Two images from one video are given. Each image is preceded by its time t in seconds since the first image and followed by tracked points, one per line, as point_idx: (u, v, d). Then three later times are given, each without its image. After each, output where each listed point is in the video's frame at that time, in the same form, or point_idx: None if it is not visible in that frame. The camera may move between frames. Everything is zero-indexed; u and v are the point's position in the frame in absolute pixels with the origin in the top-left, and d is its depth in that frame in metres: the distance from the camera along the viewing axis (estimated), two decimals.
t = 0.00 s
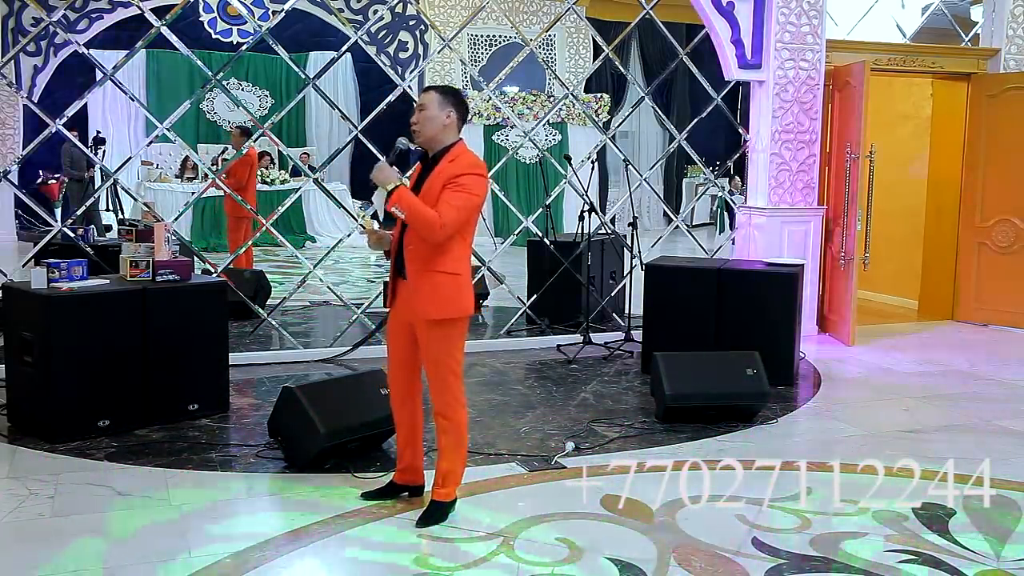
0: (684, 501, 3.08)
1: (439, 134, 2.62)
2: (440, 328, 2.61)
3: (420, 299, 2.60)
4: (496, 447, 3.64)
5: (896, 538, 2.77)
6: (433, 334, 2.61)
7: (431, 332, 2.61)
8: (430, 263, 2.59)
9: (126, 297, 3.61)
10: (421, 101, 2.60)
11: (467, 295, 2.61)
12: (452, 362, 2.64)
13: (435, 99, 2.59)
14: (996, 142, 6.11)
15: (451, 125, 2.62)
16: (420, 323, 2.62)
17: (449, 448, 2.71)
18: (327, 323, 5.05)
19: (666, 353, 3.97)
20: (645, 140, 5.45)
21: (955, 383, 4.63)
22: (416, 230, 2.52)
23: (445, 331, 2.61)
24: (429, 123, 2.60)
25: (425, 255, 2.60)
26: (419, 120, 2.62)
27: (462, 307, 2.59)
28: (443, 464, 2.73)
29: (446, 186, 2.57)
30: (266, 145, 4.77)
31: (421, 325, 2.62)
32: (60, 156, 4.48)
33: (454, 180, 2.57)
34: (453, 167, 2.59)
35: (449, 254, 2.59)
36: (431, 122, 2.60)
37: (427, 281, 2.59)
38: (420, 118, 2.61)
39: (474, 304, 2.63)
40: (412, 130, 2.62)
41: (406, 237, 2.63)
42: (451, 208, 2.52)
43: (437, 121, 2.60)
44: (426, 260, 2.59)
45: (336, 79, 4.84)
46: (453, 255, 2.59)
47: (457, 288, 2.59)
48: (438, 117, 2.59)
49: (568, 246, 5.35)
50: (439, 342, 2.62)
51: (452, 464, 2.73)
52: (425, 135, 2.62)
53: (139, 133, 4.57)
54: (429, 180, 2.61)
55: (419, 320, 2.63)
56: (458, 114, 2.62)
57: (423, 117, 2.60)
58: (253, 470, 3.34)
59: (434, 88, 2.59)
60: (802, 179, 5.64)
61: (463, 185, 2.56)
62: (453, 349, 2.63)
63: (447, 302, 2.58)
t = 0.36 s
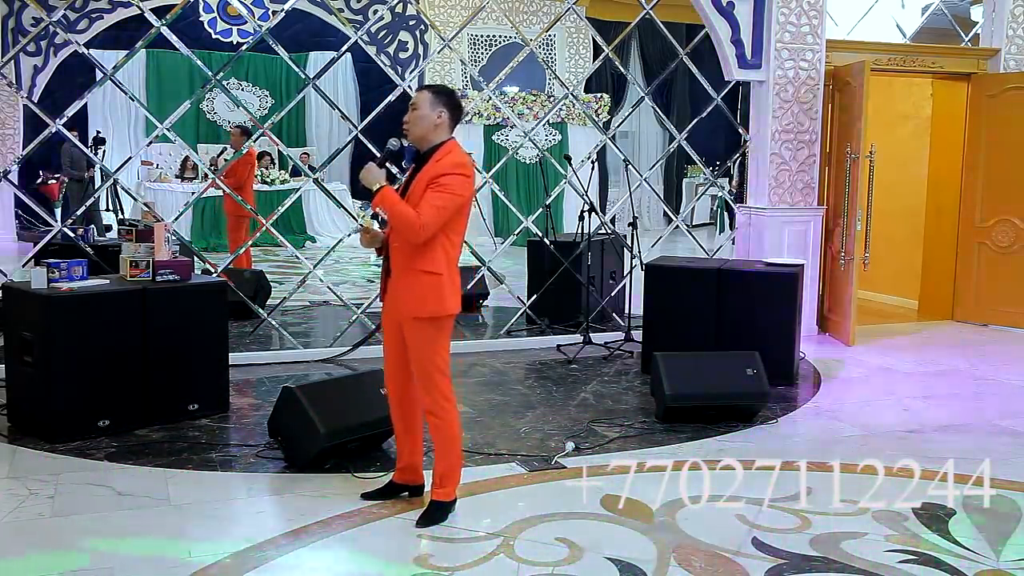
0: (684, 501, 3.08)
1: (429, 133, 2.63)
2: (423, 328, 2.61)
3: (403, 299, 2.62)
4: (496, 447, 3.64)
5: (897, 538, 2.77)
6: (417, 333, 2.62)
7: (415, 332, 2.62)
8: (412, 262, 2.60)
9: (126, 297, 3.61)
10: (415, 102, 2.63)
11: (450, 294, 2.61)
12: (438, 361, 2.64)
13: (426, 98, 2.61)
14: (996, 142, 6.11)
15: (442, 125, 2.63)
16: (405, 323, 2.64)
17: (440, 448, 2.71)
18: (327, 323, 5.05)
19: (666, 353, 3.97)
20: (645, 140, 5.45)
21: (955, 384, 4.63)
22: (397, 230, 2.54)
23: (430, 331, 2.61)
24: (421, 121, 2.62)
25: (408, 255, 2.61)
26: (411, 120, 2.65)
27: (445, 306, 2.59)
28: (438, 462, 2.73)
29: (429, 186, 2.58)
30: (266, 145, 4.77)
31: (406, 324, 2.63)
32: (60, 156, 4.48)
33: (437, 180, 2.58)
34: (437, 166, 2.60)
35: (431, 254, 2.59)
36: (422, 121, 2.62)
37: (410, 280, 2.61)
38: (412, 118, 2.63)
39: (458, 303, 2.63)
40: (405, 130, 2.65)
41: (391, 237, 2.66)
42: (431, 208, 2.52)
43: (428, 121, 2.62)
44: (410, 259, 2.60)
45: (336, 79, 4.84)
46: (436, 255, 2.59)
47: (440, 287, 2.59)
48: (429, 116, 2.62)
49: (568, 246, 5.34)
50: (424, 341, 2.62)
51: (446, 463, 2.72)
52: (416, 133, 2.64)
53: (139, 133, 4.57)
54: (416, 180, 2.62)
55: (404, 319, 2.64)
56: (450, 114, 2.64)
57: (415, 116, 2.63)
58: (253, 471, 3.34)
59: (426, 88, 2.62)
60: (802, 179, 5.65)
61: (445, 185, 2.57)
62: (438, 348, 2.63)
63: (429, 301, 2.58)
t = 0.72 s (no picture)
0: (684, 501, 3.08)
1: (416, 135, 2.63)
2: (408, 328, 2.61)
3: (388, 299, 2.62)
4: (496, 447, 3.64)
5: (897, 538, 2.77)
6: (402, 334, 2.62)
7: (400, 332, 2.62)
8: (397, 263, 2.60)
9: (126, 297, 3.61)
10: (401, 103, 2.62)
11: (434, 295, 2.61)
12: (423, 362, 2.63)
13: (411, 101, 2.60)
14: (996, 142, 6.11)
15: (428, 127, 2.63)
16: (390, 323, 2.64)
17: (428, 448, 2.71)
18: (327, 323, 5.05)
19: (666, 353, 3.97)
20: (645, 140, 5.45)
21: (955, 384, 4.63)
22: (382, 231, 2.54)
23: (415, 332, 2.61)
24: (407, 124, 2.62)
25: (393, 256, 2.61)
26: (397, 121, 2.64)
27: (429, 307, 2.60)
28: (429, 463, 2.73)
29: (415, 188, 2.58)
30: (266, 145, 4.77)
31: (391, 325, 2.63)
32: (60, 156, 4.48)
33: (424, 184, 2.58)
34: (424, 169, 2.60)
35: (416, 255, 2.59)
36: (408, 123, 2.61)
37: (395, 281, 2.61)
38: (398, 119, 2.62)
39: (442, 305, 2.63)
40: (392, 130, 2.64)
41: (376, 238, 2.66)
42: (417, 210, 2.53)
43: (414, 123, 2.62)
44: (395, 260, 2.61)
45: (336, 79, 4.84)
46: (420, 256, 2.60)
47: (424, 288, 2.59)
48: (415, 118, 2.61)
49: (568, 246, 5.34)
50: (409, 342, 2.62)
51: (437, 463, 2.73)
52: (403, 135, 2.64)
53: (139, 133, 4.57)
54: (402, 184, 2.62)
55: (389, 320, 2.64)
56: (436, 116, 2.63)
57: (401, 118, 2.62)
58: (253, 471, 3.34)
59: (411, 90, 2.61)
60: (802, 179, 5.66)
61: (432, 188, 2.57)
62: (423, 349, 2.63)
63: (413, 302, 2.58)
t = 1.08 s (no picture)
0: (684, 501, 3.08)
1: (392, 136, 2.64)
2: (401, 323, 2.61)
3: (381, 295, 2.63)
4: (496, 447, 3.64)
5: (897, 538, 2.77)
6: (395, 329, 2.62)
7: (393, 329, 2.63)
8: (388, 259, 2.61)
9: (126, 297, 3.61)
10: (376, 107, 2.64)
11: (428, 289, 2.61)
12: (417, 358, 2.63)
13: (383, 103, 2.62)
14: (996, 142, 6.11)
15: (403, 125, 2.63)
16: (384, 320, 2.64)
17: (425, 444, 2.70)
18: (327, 324, 5.05)
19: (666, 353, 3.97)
20: (645, 140, 5.45)
21: (955, 384, 4.63)
22: (369, 228, 2.55)
23: (408, 327, 2.61)
24: (382, 126, 2.63)
25: (384, 252, 2.62)
26: (374, 126, 2.66)
27: (423, 301, 2.60)
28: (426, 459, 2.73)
29: (400, 184, 2.60)
30: (266, 145, 4.77)
31: (384, 321, 2.63)
32: (60, 156, 4.48)
33: (407, 178, 2.59)
34: (407, 164, 2.61)
35: (406, 249, 2.60)
36: (383, 125, 2.63)
37: (387, 277, 2.62)
38: (374, 124, 2.65)
39: (436, 299, 2.63)
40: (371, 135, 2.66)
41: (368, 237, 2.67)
42: (402, 204, 2.53)
43: (388, 124, 2.63)
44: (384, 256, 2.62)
45: (336, 79, 4.84)
46: (411, 251, 2.60)
47: (417, 282, 2.59)
48: (388, 119, 2.62)
49: (568, 246, 5.34)
50: (403, 337, 2.62)
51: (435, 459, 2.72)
52: (382, 138, 2.65)
53: (139, 133, 4.57)
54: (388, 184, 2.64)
55: (382, 317, 2.65)
56: (409, 114, 2.63)
57: (377, 122, 2.64)
58: (252, 471, 3.34)
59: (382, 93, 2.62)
60: (802, 179, 5.66)
61: (415, 181, 2.58)
62: (417, 345, 2.63)
63: (406, 297, 2.59)
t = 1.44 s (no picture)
0: (684, 501, 3.08)
1: (385, 137, 2.64)
2: (400, 323, 2.61)
3: (380, 296, 2.63)
4: (496, 447, 3.64)
5: (897, 538, 2.77)
6: (395, 329, 2.62)
7: (392, 329, 2.63)
8: (386, 259, 2.61)
9: (126, 297, 3.61)
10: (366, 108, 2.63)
11: (428, 288, 2.62)
12: (417, 358, 2.63)
13: (374, 104, 2.62)
14: (996, 142, 6.11)
15: (396, 125, 2.63)
16: (383, 321, 2.64)
17: (426, 444, 2.70)
18: (327, 323, 5.05)
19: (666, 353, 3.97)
20: (645, 140, 5.45)
21: (955, 384, 4.63)
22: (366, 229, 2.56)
23: (408, 327, 2.62)
24: (374, 127, 2.63)
25: (381, 253, 2.63)
26: (365, 128, 2.66)
27: (422, 300, 2.60)
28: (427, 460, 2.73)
29: (394, 185, 2.60)
30: (266, 145, 4.77)
31: (384, 321, 2.64)
32: (60, 156, 4.48)
33: (401, 178, 2.60)
34: (400, 164, 2.61)
35: (404, 249, 2.60)
36: (375, 126, 2.63)
37: (386, 277, 2.62)
38: (365, 125, 2.65)
39: (436, 297, 2.63)
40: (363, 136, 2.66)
41: (366, 238, 2.68)
42: (398, 204, 2.54)
43: (380, 125, 2.63)
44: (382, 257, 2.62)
45: (336, 79, 4.84)
46: (409, 250, 2.60)
47: (415, 281, 2.60)
48: (380, 119, 2.62)
49: (568, 246, 5.34)
50: (403, 337, 2.62)
51: (436, 458, 2.71)
52: (374, 140, 2.65)
53: (139, 133, 4.57)
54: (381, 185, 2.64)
55: (381, 318, 2.65)
56: (401, 114, 2.63)
57: (368, 123, 2.63)
58: (253, 471, 3.34)
59: (372, 95, 2.62)
60: (802, 179, 5.66)
61: (409, 180, 2.58)
62: (416, 344, 2.63)
63: (405, 297, 2.59)
